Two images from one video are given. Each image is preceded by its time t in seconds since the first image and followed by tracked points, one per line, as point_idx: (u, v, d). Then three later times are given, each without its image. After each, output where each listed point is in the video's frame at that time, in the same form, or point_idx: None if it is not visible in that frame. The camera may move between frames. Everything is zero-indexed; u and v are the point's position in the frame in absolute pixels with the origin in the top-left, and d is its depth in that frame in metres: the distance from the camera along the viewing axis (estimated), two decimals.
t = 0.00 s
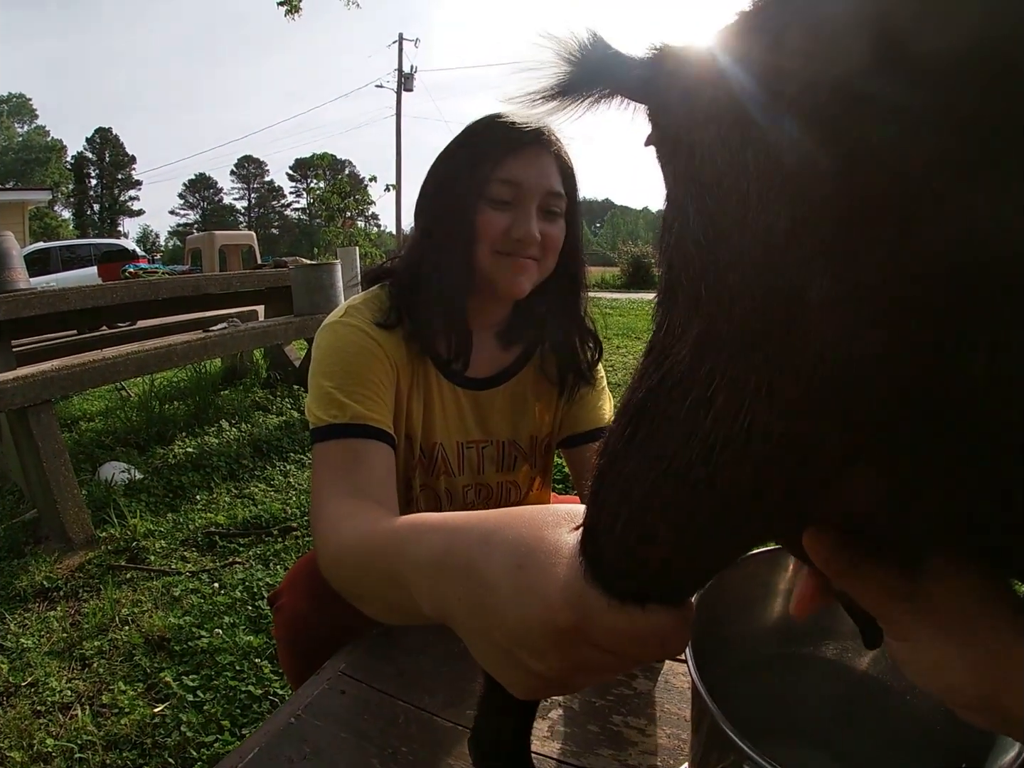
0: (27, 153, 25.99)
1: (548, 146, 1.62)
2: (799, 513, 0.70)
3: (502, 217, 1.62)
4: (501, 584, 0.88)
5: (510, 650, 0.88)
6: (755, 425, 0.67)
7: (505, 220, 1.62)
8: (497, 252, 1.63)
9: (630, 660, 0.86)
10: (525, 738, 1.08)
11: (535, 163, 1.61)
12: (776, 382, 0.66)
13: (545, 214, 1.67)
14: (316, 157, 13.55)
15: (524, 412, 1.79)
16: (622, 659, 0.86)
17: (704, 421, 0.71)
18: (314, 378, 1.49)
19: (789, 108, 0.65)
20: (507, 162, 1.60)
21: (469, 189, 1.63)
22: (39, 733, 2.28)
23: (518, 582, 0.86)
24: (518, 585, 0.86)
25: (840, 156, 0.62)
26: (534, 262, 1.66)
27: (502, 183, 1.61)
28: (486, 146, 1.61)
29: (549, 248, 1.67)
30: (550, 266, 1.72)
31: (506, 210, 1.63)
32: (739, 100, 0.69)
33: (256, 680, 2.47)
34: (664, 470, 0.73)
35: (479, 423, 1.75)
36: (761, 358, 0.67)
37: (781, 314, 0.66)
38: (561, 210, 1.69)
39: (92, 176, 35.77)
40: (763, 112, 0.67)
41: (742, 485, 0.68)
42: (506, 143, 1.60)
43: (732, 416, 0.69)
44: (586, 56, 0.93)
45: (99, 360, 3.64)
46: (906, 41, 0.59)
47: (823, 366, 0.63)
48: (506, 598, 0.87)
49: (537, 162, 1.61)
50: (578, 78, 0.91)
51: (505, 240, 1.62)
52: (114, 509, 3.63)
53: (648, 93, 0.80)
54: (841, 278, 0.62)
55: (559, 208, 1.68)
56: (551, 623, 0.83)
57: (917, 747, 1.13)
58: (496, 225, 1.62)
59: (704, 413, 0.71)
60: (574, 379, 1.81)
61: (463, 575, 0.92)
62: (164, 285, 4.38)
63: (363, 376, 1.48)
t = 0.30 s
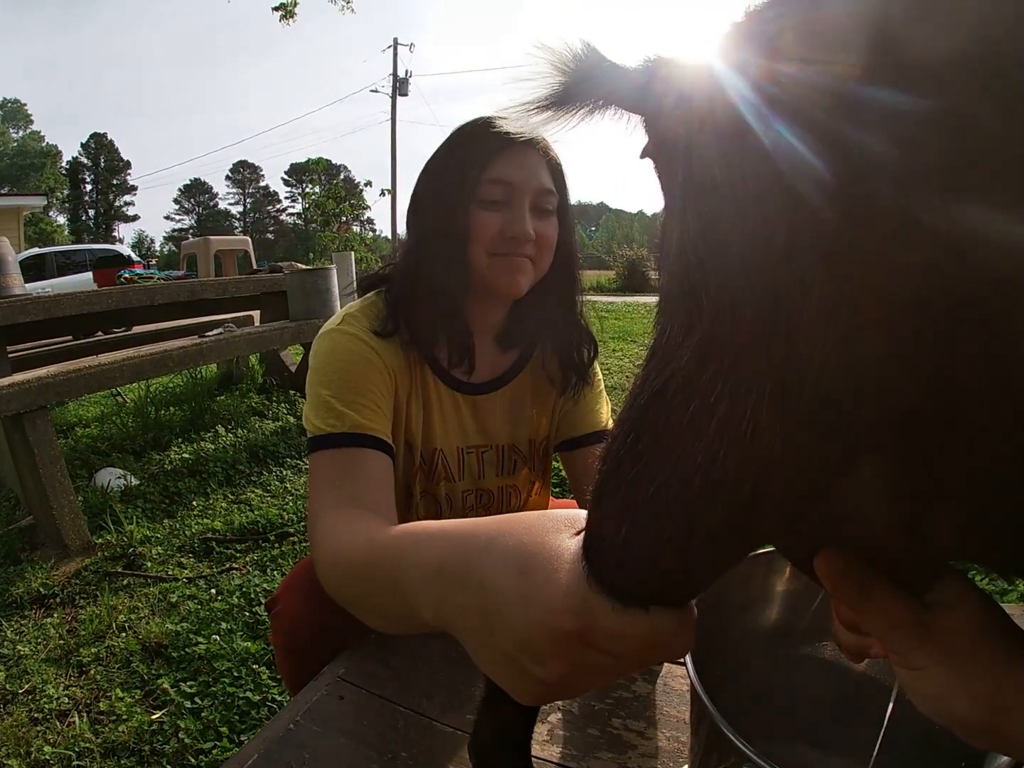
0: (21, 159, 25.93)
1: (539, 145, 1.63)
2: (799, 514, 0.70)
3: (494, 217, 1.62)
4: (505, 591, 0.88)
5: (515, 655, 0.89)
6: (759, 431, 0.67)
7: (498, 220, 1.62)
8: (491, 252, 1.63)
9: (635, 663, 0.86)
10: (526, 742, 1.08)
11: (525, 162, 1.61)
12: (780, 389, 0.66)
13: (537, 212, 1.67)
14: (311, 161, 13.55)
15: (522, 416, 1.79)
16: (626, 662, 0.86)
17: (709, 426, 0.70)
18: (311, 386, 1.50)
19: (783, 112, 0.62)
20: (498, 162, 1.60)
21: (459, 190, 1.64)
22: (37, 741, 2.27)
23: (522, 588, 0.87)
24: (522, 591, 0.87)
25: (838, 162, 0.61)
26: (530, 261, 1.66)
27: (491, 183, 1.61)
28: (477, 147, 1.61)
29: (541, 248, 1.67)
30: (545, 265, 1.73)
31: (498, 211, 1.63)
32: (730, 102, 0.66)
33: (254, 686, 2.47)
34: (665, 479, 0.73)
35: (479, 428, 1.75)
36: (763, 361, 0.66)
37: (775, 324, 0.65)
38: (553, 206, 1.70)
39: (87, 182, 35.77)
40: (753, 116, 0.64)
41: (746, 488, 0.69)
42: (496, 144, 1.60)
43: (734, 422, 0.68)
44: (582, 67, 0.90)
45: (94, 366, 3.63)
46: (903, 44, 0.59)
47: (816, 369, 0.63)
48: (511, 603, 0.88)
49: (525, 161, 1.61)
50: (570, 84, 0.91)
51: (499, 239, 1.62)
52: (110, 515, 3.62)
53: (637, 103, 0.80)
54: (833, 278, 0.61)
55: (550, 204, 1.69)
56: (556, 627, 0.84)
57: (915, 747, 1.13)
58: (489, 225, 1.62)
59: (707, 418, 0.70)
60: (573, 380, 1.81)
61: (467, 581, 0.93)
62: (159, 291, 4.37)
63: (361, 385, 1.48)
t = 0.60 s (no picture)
0: (18, 158, 25.88)
1: (534, 153, 1.63)
2: (791, 515, 0.71)
3: (488, 227, 1.63)
4: (502, 588, 0.89)
5: (515, 651, 0.89)
6: (749, 432, 0.67)
7: (492, 231, 1.62)
8: (485, 266, 1.64)
9: (633, 658, 0.87)
10: (522, 744, 1.09)
11: (519, 172, 1.62)
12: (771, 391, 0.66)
13: (533, 221, 1.68)
14: (308, 163, 13.56)
15: (517, 419, 1.80)
16: (625, 658, 0.87)
17: (701, 424, 0.71)
18: (304, 396, 1.50)
19: (780, 114, 0.65)
20: (494, 171, 1.61)
21: (452, 198, 1.64)
22: (32, 743, 2.27)
23: (521, 583, 0.88)
24: (521, 586, 0.87)
25: (834, 163, 0.62)
26: (524, 273, 1.68)
27: (486, 193, 1.61)
28: (469, 155, 1.61)
29: (537, 259, 1.69)
30: (540, 274, 1.74)
31: (493, 221, 1.63)
32: (729, 105, 0.69)
33: (250, 688, 2.46)
34: (660, 477, 0.73)
35: (473, 433, 1.76)
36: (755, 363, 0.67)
37: (763, 321, 0.66)
38: (549, 216, 1.70)
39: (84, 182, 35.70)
40: (751, 118, 0.67)
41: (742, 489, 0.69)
42: (492, 151, 1.61)
43: (727, 421, 0.69)
44: (587, 75, 0.91)
45: (91, 366, 3.63)
46: (901, 49, 0.60)
47: (809, 369, 0.63)
48: (509, 599, 0.88)
49: (522, 170, 1.62)
50: (578, 87, 0.92)
51: (494, 253, 1.63)
52: (107, 517, 3.62)
53: (641, 111, 0.81)
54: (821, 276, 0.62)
55: (546, 214, 1.70)
56: (554, 622, 0.84)
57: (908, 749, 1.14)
58: (482, 237, 1.62)
59: (700, 413, 0.71)
60: (565, 386, 1.84)
61: (467, 579, 0.94)
62: (157, 292, 4.38)
63: (355, 395, 1.48)
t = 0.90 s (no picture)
0: (16, 161, 25.80)
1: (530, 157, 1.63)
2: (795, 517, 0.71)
3: (483, 233, 1.62)
4: (507, 587, 0.89)
5: (520, 653, 0.89)
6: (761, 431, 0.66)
7: (488, 237, 1.61)
8: (481, 273, 1.64)
9: (639, 658, 0.86)
10: (521, 748, 1.09)
11: (515, 176, 1.61)
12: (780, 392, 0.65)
13: (528, 225, 1.67)
14: (307, 165, 13.55)
15: (514, 421, 1.80)
16: (630, 658, 0.86)
17: (708, 423, 0.70)
18: (302, 405, 1.49)
19: (776, 117, 0.65)
20: (490, 175, 1.59)
21: (450, 205, 1.62)
22: (29, 746, 2.26)
23: (526, 583, 0.88)
24: (526, 586, 0.87)
25: (830, 166, 0.62)
26: (520, 278, 1.67)
27: (483, 198, 1.60)
28: (465, 159, 1.61)
29: (532, 263, 1.69)
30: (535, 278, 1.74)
31: (488, 227, 1.62)
32: (728, 109, 0.70)
33: (248, 692, 2.46)
34: (673, 478, 0.71)
35: (471, 437, 1.76)
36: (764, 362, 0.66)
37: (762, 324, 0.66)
38: (543, 220, 1.70)
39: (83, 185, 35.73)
40: (750, 121, 0.67)
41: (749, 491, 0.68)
42: (488, 155, 1.60)
43: (737, 421, 0.68)
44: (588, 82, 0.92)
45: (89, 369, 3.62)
46: (899, 53, 0.61)
47: (817, 370, 0.63)
48: (513, 600, 0.88)
49: (518, 174, 1.61)
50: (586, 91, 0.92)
51: (491, 260, 1.62)
52: (104, 520, 3.61)
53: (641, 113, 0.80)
54: (821, 279, 0.62)
55: (541, 218, 1.69)
56: (559, 622, 0.84)
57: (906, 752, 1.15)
58: (479, 242, 1.61)
59: (698, 411, 0.71)
60: (557, 387, 1.83)
61: (471, 581, 0.94)
62: (155, 295, 4.37)
63: (352, 402, 1.48)
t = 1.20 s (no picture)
0: (10, 160, 25.72)
1: (523, 159, 1.63)
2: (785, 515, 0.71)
3: (476, 234, 1.61)
4: (500, 588, 0.89)
5: (511, 652, 0.88)
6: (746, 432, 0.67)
7: (480, 237, 1.61)
8: (471, 273, 1.64)
9: (631, 657, 0.86)
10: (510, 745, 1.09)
11: (509, 178, 1.60)
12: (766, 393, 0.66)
13: (519, 227, 1.67)
14: (301, 163, 13.51)
15: (502, 420, 1.81)
16: (622, 657, 0.86)
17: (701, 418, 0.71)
18: (288, 403, 1.49)
19: (774, 117, 0.64)
20: (483, 175, 1.59)
21: (443, 203, 1.62)
22: (23, 746, 2.26)
23: (517, 582, 0.87)
24: (518, 585, 0.87)
25: (832, 168, 0.61)
26: (508, 280, 1.68)
27: (478, 198, 1.60)
28: (460, 158, 1.60)
29: (521, 265, 1.69)
30: (522, 280, 1.74)
31: (480, 227, 1.62)
32: (721, 108, 0.68)
33: (241, 692, 2.46)
34: (663, 470, 0.73)
35: (459, 436, 1.76)
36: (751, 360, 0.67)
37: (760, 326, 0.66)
38: (535, 222, 1.70)
39: (77, 184, 35.63)
40: (745, 121, 0.66)
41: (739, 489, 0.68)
42: (482, 155, 1.60)
43: (728, 416, 0.68)
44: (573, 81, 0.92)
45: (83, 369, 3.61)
46: (903, 51, 0.60)
47: (806, 366, 0.63)
48: (505, 599, 0.88)
49: (511, 174, 1.61)
50: (577, 88, 0.92)
51: (483, 260, 1.62)
52: (98, 520, 3.60)
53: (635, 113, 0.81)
54: (821, 281, 0.62)
55: (532, 220, 1.69)
56: (551, 621, 0.83)
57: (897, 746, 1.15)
58: (471, 243, 1.61)
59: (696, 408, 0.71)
60: (542, 391, 1.81)
61: (462, 580, 0.93)
62: (149, 294, 4.36)
63: (340, 400, 1.48)
